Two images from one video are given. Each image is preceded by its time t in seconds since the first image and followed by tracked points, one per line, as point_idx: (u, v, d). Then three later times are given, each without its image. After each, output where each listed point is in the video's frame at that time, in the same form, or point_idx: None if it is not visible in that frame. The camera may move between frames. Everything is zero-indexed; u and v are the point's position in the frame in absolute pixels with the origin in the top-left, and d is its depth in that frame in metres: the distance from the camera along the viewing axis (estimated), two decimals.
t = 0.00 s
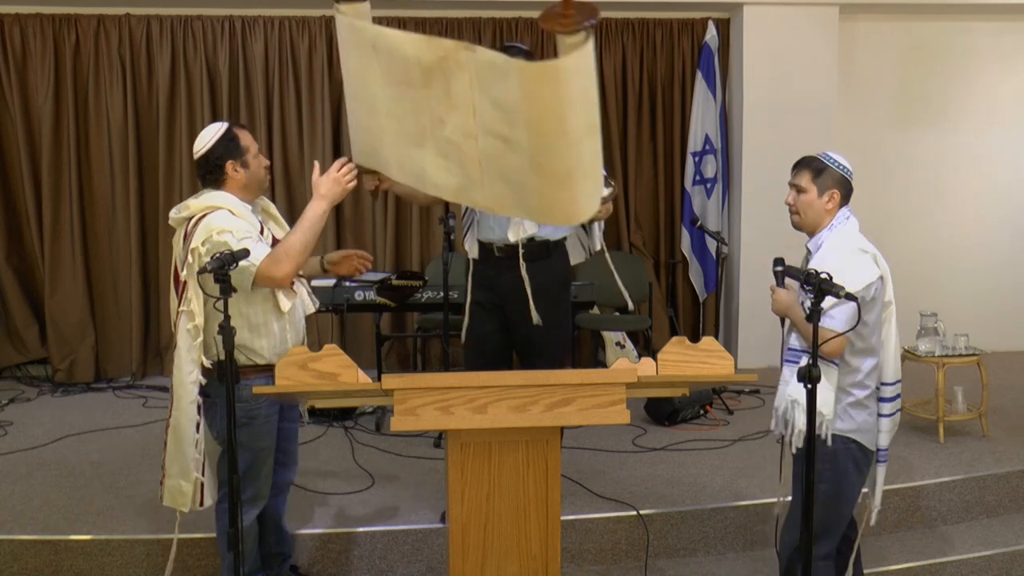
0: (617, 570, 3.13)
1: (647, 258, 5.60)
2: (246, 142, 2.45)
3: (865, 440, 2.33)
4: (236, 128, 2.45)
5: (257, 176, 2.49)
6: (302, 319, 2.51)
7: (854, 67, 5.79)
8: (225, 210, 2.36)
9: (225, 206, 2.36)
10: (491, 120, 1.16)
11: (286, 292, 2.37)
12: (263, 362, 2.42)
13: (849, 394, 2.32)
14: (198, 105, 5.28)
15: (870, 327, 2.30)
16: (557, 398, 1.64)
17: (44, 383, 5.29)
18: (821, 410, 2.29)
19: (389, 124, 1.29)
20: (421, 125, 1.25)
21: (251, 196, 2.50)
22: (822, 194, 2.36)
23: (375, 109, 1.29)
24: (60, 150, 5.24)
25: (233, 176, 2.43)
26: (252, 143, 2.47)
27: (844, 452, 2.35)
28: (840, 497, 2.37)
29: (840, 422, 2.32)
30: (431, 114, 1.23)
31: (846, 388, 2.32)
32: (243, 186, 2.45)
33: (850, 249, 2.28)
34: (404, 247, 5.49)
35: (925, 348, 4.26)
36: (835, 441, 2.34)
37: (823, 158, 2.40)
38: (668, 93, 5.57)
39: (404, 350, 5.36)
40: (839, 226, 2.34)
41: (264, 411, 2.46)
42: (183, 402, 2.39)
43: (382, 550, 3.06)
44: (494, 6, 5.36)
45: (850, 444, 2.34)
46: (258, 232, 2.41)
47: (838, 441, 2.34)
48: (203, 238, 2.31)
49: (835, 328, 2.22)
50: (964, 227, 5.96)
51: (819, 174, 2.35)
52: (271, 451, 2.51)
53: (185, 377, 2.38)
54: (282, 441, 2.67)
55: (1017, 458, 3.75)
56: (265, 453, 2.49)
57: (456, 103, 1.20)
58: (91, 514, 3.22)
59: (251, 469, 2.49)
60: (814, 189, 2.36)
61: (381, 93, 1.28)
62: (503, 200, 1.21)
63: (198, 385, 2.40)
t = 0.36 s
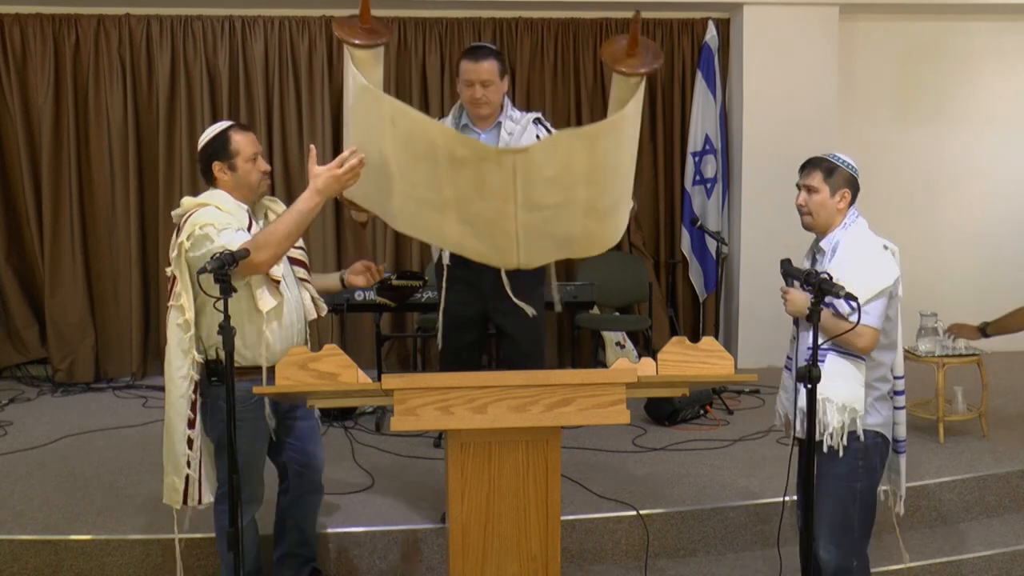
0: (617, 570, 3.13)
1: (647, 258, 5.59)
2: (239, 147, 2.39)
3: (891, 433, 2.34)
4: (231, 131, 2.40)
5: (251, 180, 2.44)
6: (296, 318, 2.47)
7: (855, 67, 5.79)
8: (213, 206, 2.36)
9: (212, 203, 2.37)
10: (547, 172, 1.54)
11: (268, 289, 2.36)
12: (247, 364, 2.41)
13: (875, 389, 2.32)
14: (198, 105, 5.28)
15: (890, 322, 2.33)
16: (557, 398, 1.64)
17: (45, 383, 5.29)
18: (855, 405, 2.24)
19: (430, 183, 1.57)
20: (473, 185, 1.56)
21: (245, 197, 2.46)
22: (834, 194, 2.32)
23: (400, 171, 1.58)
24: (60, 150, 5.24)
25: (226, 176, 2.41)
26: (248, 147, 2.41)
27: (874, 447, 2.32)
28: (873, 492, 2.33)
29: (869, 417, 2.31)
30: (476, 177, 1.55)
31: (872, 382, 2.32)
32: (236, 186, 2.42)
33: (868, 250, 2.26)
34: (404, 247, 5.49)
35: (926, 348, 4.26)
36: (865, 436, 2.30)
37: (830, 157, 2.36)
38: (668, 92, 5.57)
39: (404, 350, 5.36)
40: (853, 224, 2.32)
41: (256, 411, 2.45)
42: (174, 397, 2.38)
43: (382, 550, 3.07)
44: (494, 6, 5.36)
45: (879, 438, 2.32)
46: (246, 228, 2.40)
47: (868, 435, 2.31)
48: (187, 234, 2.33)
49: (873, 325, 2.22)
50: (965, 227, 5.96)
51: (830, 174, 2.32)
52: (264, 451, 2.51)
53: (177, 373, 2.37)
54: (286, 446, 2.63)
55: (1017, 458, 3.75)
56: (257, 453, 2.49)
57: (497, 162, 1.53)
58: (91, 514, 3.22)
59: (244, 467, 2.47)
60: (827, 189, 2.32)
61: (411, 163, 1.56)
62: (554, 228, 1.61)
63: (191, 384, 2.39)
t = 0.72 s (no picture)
0: (617, 570, 3.13)
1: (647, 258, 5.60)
2: (254, 149, 2.37)
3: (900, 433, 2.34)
4: (249, 134, 2.37)
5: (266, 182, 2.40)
6: (309, 319, 2.46)
7: (855, 67, 5.79)
8: (227, 205, 2.37)
9: (227, 202, 2.37)
10: (588, 236, 1.62)
11: (279, 289, 2.36)
12: (251, 361, 2.41)
13: (885, 389, 2.32)
14: (198, 105, 5.28)
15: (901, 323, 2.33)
16: (557, 398, 1.64)
17: (44, 383, 5.29)
18: (871, 407, 2.21)
19: (466, 241, 1.64)
20: (513, 247, 1.63)
21: (263, 197, 2.44)
22: (846, 193, 2.30)
23: (436, 229, 1.62)
24: (60, 150, 5.24)
25: (243, 177, 2.40)
26: (264, 150, 2.37)
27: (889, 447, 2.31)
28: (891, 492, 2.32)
29: (881, 416, 2.30)
30: (517, 240, 1.62)
31: (884, 383, 2.32)
32: (252, 186, 2.41)
33: (881, 250, 2.25)
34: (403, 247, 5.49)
35: (926, 348, 4.26)
36: (880, 436, 2.29)
37: (841, 156, 2.33)
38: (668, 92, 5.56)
39: (404, 350, 5.36)
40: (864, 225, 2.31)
41: (262, 408, 2.44)
42: (180, 390, 2.42)
43: (383, 550, 3.06)
44: (493, 7, 5.36)
45: (890, 437, 2.32)
46: (260, 228, 2.38)
47: (881, 436, 2.30)
48: (202, 233, 2.34)
49: (890, 326, 2.21)
50: (964, 227, 5.96)
51: (842, 173, 2.29)
52: (272, 450, 2.49)
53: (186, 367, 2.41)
54: (296, 447, 2.61)
55: (1017, 458, 3.75)
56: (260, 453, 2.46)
57: (544, 230, 1.60)
58: (91, 514, 3.21)
59: (244, 466, 2.46)
60: (839, 188, 2.29)
61: (449, 224, 1.61)
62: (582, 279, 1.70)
63: (201, 379, 2.43)
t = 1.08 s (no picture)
0: (617, 570, 3.13)
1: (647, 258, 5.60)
2: (276, 149, 2.33)
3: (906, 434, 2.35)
4: (273, 133, 2.34)
5: (285, 183, 2.37)
6: (324, 320, 2.47)
7: (855, 66, 5.79)
8: (249, 204, 2.36)
9: (249, 200, 2.37)
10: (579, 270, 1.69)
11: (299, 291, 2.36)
12: (269, 359, 2.41)
13: (892, 391, 2.32)
14: (199, 105, 5.29)
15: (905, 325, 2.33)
16: (557, 398, 1.64)
17: (44, 383, 5.29)
18: (880, 410, 2.21)
19: (468, 245, 1.75)
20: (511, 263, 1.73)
21: (282, 196, 2.41)
22: (856, 193, 2.28)
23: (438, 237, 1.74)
24: (60, 150, 5.24)
25: (264, 174, 2.38)
26: (285, 151, 2.33)
27: (896, 450, 2.31)
28: (896, 493, 2.32)
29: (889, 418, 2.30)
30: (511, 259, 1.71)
31: (891, 386, 2.32)
32: (273, 186, 2.38)
33: (891, 251, 2.24)
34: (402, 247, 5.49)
35: (926, 348, 4.26)
36: (887, 438, 2.29)
37: (850, 157, 2.31)
38: (668, 92, 5.57)
39: (404, 350, 5.37)
40: (873, 226, 2.30)
41: (272, 407, 2.44)
42: (208, 383, 2.51)
43: (382, 550, 3.07)
44: (493, 7, 5.35)
45: (897, 439, 2.32)
46: (280, 228, 2.38)
47: (889, 437, 2.30)
48: (221, 231, 2.33)
49: (902, 330, 2.20)
50: (964, 227, 5.96)
51: (852, 173, 2.27)
52: (281, 451, 2.48)
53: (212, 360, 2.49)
54: (302, 447, 2.61)
55: (1017, 458, 3.75)
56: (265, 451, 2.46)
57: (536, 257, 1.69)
58: (91, 514, 3.21)
59: (247, 464, 2.46)
60: (850, 189, 2.27)
61: (449, 237, 1.73)
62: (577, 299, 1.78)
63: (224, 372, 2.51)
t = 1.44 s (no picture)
0: (617, 570, 3.13)
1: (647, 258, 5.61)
2: (275, 151, 2.32)
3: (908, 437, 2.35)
4: (274, 135, 2.33)
5: (284, 185, 2.36)
6: (321, 323, 2.46)
7: (855, 66, 5.79)
8: (249, 206, 2.38)
9: (250, 203, 2.38)
10: (585, 287, 1.47)
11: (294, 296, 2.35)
12: (266, 360, 2.42)
13: (896, 394, 2.32)
14: (198, 106, 5.29)
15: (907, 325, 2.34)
16: (557, 398, 1.64)
17: (44, 383, 5.29)
18: (885, 412, 2.21)
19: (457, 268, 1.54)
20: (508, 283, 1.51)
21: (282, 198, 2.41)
22: (864, 195, 2.27)
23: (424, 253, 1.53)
24: (61, 150, 5.24)
25: (266, 176, 2.39)
26: (285, 154, 2.32)
27: (899, 453, 2.31)
28: (898, 496, 2.33)
29: (892, 421, 2.30)
30: (506, 280, 1.50)
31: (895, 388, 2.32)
32: (274, 188, 2.38)
33: (898, 253, 2.24)
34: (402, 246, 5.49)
35: (926, 348, 4.26)
36: (890, 441, 2.29)
37: (857, 157, 2.30)
38: (668, 91, 5.57)
39: (404, 350, 5.37)
40: (880, 227, 2.30)
41: (268, 408, 2.45)
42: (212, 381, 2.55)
43: (382, 550, 3.07)
44: (493, 7, 5.35)
45: (900, 442, 2.32)
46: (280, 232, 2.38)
47: (892, 440, 2.30)
48: (219, 234, 2.34)
49: (908, 333, 2.22)
50: (964, 226, 5.96)
51: (861, 175, 2.26)
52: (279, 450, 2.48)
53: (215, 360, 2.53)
54: (301, 447, 2.61)
55: (1018, 458, 3.75)
56: (263, 450, 2.46)
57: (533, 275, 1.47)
58: (91, 514, 3.21)
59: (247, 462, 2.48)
60: (858, 190, 2.26)
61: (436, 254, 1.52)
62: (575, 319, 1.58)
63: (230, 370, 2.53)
